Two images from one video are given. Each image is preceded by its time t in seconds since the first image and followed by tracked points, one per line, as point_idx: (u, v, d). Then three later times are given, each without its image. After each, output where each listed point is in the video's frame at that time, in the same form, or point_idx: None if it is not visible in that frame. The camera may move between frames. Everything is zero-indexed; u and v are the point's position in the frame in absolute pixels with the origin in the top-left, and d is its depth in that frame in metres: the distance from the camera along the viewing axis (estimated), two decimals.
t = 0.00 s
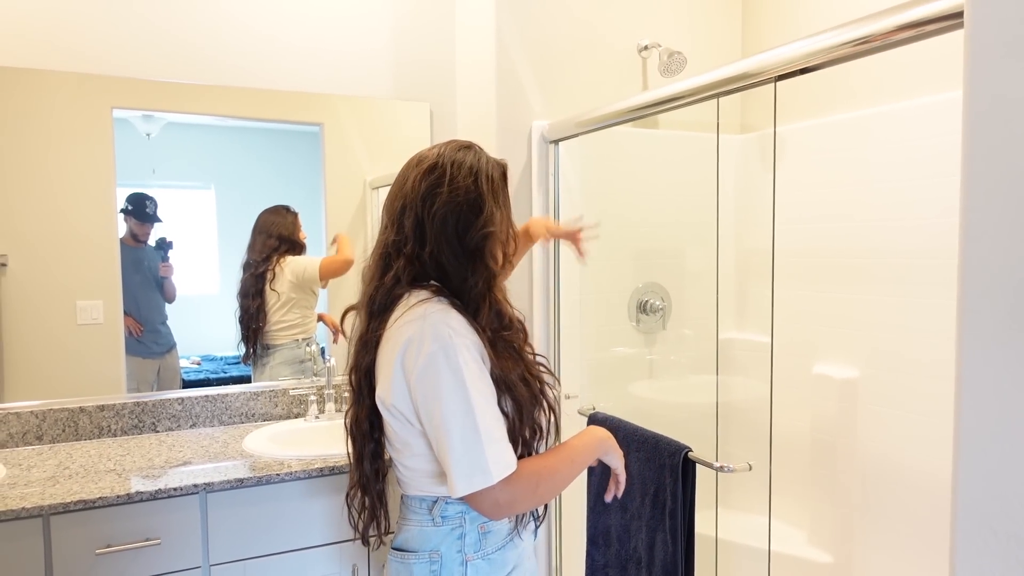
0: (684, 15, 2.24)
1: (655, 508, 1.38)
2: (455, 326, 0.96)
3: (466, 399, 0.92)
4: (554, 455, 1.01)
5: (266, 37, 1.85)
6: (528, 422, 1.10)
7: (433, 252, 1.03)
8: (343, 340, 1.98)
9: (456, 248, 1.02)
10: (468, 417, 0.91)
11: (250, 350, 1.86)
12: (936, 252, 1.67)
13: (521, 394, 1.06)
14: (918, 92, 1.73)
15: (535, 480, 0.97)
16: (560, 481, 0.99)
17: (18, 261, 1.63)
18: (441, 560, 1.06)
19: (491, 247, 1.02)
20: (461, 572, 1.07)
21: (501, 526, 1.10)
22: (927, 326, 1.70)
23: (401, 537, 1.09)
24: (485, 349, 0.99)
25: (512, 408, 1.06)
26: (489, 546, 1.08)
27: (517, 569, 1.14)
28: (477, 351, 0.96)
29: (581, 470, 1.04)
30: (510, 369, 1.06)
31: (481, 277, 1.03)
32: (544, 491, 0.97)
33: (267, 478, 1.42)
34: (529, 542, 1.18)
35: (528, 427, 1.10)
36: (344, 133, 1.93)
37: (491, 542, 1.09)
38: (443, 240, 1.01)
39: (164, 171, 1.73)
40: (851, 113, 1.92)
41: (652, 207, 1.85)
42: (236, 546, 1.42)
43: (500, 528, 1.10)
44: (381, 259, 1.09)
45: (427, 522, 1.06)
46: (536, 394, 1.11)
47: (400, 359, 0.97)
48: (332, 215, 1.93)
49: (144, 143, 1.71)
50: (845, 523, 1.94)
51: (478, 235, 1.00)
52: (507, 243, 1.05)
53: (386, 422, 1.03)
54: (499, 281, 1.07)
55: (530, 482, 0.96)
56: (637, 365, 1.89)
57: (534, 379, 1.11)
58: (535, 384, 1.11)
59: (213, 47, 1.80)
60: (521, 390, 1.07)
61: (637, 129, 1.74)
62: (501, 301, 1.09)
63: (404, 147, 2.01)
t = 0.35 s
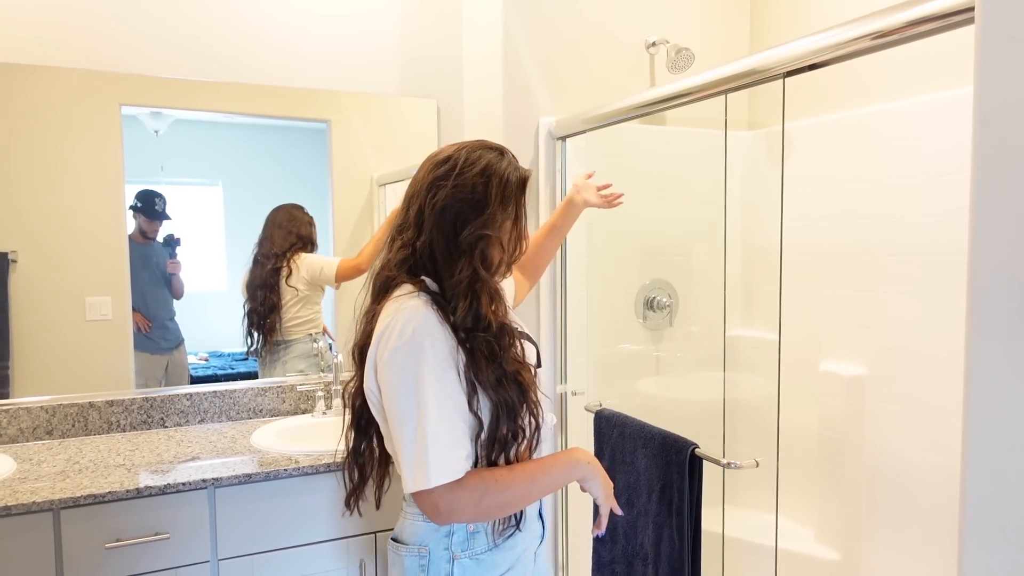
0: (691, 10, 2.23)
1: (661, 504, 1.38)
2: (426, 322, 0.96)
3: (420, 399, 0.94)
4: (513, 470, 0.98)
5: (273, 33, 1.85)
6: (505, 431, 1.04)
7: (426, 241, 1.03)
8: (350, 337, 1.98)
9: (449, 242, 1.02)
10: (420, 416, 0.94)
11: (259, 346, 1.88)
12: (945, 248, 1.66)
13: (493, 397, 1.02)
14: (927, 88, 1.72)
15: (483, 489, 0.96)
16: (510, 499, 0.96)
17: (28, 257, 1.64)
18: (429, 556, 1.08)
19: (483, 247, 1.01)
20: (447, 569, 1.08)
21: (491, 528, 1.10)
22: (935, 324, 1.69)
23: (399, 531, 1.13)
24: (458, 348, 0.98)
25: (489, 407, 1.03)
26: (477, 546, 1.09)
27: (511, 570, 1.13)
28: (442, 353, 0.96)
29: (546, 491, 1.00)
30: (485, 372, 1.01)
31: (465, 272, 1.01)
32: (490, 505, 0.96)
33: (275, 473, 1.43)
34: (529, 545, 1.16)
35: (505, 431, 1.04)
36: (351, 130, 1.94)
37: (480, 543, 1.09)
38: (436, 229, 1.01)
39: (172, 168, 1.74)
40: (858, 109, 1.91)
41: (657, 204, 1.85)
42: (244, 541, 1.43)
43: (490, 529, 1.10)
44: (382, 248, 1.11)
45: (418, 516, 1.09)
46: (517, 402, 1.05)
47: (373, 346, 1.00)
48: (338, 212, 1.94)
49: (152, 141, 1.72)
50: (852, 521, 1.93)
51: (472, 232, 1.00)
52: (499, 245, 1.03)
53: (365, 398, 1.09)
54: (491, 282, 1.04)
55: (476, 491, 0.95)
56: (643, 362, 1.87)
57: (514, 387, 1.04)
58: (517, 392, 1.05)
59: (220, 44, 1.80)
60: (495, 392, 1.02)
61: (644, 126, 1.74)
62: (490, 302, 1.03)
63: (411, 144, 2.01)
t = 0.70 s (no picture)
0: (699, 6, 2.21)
1: (667, 502, 1.37)
2: (430, 314, 0.96)
3: (423, 389, 0.94)
4: (516, 467, 0.97)
5: (279, 29, 1.85)
6: (509, 422, 1.04)
7: (412, 245, 1.06)
8: (355, 333, 1.97)
9: (429, 240, 1.03)
10: (422, 406, 0.94)
11: (267, 343, 1.87)
12: (955, 246, 1.65)
13: (497, 387, 1.01)
14: (938, 84, 1.70)
15: (484, 484, 0.95)
16: (512, 495, 0.96)
17: (36, 253, 1.65)
18: (431, 550, 1.08)
19: (457, 237, 1.01)
20: (450, 563, 1.08)
21: (495, 523, 1.10)
22: (945, 322, 1.68)
23: (403, 525, 1.13)
24: (463, 341, 0.98)
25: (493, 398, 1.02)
26: (480, 540, 1.08)
27: (514, 566, 1.12)
28: (446, 344, 0.96)
29: (550, 489, 0.99)
30: (488, 364, 1.00)
31: (446, 266, 1.01)
32: (490, 501, 0.95)
33: (280, 469, 1.43)
34: (533, 541, 1.16)
35: (509, 422, 1.04)
36: (357, 126, 1.93)
37: (483, 537, 1.09)
38: (416, 232, 1.05)
39: (179, 164, 1.74)
40: (868, 105, 1.89)
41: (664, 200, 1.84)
42: (249, 537, 1.44)
43: (493, 524, 1.10)
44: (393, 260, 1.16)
45: (421, 511, 1.10)
46: (521, 393, 1.04)
47: (381, 337, 1.01)
48: (344, 209, 1.94)
49: (159, 137, 1.72)
50: (859, 520, 1.92)
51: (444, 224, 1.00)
52: (486, 237, 1.02)
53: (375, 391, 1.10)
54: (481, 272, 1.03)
55: (477, 486, 0.95)
56: (649, 359, 1.89)
57: (517, 378, 1.03)
58: (521, 383, 1.03)
59: (226, 40, 1.80)
60: (498, 382, 1.01)
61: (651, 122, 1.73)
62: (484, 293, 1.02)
63: (417, 140, 2.01)
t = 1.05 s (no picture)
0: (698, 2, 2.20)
1: (667, 501, 1.37)
2: (436, 313, 0.97)
3: (427, 387, 0.94)
4: (520, 469, 0.96)
5: (277, 26, 1.84)
6: (512, 411, 1.02)
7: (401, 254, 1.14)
8: (355, 332, 1.97)
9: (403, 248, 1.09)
10: (427, 404, 0.94)
11: (266, 342, 1.87)
12: (956, 243, 1.64)
13: (500, 372, 1.00)
14: (940, 80, 1.70)
15: (486, 487, 0.94)
16: (514, 498, 0.95)
17: (33, 252, 1.64)
18: (441, 550, 1.08)
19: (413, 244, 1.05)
20: (460, 563, 1.08)
21: (506, 522, 1.09)
22: (946, 319, 1.67)
23: (411, 525, 1.13)
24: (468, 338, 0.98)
25: (496, 389, 1.00)
26: (490, 541, 1.08)
27: (523, 565, 1.12)
28: (451, 342, 0.96)
29: (554, 492, 0.98)
30: (489, 351, 0.99)
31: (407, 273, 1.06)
32: (491, 503, 0.94)
33: (278, 468, 1.43)
34: (541, 542, 1.15)
35: (513, 413, 1.02)
36: (356, 123, 1.93)
37: (494, 537, 1.08)
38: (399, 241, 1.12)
39: (177, 162, 1.73)
40: (869, 102, 1.88)
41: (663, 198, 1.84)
42: (248, 536, 1.43)
43: (504, 524, 1.09)
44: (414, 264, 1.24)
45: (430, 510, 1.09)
46: (523, 383, 1.03)
47: (388, 336, 1.02)
48: (343, 207, 1.93)
49: (157, 135, 1.72)
50: (859, 518, 1.92)
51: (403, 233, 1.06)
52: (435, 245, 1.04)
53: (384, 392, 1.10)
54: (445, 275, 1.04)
55: (478, 488, 0.94)
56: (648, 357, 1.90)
57: (517, 364, 1.02)
58: (522, 372, 1.02)
59: (224, 37, 1.79)
60: (500, 369, 1.00)
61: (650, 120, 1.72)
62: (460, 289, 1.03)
63: (416, 137, 2.00)
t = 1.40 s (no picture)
0: None
1: (670, 500, 1.37)
2: (441, 317, 0.97)
3: (432, 391, 0.93)
4: (527, 472, 0.96)
5: (275, 27, 1.84)
6: (515, 416, 1.02)
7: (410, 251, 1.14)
8: (356, 333, 1.97)
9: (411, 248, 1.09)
10: (432, 408, 0.93)
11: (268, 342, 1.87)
12: (958, 239, 1.64)
13: (503, 378, 1.00)
14: (940, 76, 1.69)
15: (493, 489, 0.94)
16: (521, 500, 0.95)
17: (33, 255, 1.64)
18: (446, 551, 1.08)
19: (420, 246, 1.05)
20: (465, 564, 1.08)
21: (511, 524, 1.09)
22: (948, 315, 1.67)
23: (416, 527, 1.13)
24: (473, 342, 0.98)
25: (499, 394, 1.00)
26: (495, 542, 1.08)
27: (529, 567, 1.12)
28: (456, 346, 0.96)
29: (561, 496, 0.98)
30: (493, 355, 0.99)
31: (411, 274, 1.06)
32: (498, 506, 0.94)
33: (280, 469, 1.43)
34: (546, 544, 1.15)
35: (516, 418, 1.02)
36: (355, 123, 1.93)
37: (499, 540, 1.08)
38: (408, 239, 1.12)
39: (176, 164, 1.73)
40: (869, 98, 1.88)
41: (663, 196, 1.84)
42: (250, 537, 1.43)
43: (508, 526, 1.09)
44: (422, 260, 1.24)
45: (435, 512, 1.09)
46: (526, 390, 1.03)
47: (392, 341, 1.02)
48: (343, 207, 1.93)
49: (156, 137, 1.71)
50: (862, 515, 1.91)
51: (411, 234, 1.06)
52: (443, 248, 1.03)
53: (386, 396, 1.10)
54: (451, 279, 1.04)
55: (485, 490, 0.94)
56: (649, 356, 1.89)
57: (521, 371, 1.02)
58: (526, 379, 1.02)
59: (223, 38, 1.79)
60: (505, 376, 1.00)
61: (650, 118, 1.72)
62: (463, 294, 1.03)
63: (415, 137, 2.00)
